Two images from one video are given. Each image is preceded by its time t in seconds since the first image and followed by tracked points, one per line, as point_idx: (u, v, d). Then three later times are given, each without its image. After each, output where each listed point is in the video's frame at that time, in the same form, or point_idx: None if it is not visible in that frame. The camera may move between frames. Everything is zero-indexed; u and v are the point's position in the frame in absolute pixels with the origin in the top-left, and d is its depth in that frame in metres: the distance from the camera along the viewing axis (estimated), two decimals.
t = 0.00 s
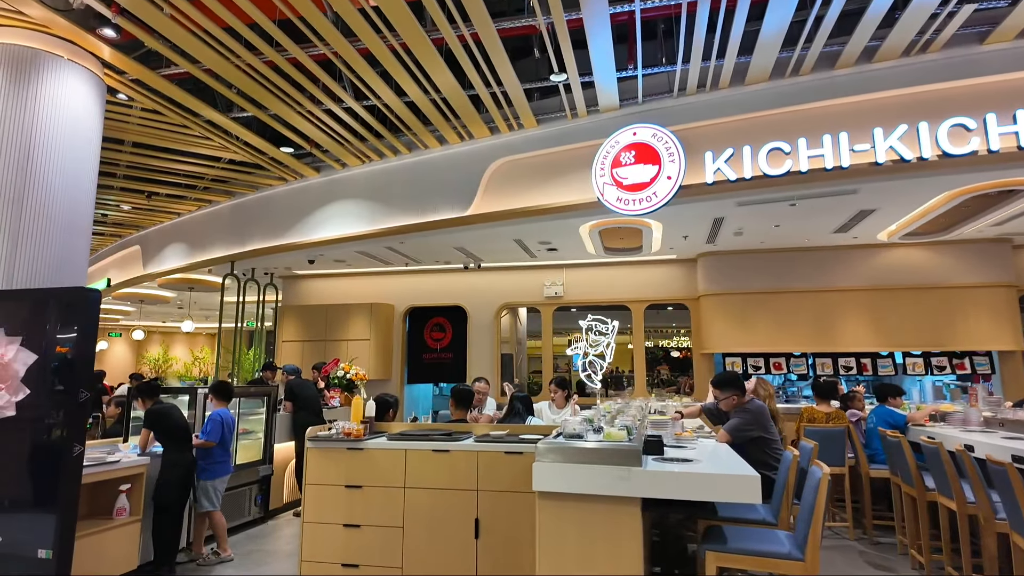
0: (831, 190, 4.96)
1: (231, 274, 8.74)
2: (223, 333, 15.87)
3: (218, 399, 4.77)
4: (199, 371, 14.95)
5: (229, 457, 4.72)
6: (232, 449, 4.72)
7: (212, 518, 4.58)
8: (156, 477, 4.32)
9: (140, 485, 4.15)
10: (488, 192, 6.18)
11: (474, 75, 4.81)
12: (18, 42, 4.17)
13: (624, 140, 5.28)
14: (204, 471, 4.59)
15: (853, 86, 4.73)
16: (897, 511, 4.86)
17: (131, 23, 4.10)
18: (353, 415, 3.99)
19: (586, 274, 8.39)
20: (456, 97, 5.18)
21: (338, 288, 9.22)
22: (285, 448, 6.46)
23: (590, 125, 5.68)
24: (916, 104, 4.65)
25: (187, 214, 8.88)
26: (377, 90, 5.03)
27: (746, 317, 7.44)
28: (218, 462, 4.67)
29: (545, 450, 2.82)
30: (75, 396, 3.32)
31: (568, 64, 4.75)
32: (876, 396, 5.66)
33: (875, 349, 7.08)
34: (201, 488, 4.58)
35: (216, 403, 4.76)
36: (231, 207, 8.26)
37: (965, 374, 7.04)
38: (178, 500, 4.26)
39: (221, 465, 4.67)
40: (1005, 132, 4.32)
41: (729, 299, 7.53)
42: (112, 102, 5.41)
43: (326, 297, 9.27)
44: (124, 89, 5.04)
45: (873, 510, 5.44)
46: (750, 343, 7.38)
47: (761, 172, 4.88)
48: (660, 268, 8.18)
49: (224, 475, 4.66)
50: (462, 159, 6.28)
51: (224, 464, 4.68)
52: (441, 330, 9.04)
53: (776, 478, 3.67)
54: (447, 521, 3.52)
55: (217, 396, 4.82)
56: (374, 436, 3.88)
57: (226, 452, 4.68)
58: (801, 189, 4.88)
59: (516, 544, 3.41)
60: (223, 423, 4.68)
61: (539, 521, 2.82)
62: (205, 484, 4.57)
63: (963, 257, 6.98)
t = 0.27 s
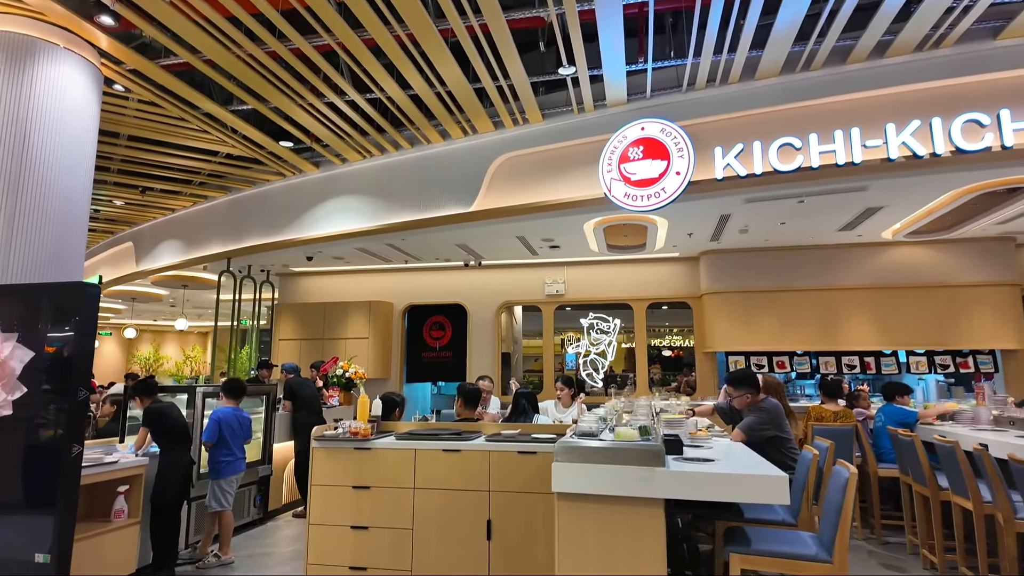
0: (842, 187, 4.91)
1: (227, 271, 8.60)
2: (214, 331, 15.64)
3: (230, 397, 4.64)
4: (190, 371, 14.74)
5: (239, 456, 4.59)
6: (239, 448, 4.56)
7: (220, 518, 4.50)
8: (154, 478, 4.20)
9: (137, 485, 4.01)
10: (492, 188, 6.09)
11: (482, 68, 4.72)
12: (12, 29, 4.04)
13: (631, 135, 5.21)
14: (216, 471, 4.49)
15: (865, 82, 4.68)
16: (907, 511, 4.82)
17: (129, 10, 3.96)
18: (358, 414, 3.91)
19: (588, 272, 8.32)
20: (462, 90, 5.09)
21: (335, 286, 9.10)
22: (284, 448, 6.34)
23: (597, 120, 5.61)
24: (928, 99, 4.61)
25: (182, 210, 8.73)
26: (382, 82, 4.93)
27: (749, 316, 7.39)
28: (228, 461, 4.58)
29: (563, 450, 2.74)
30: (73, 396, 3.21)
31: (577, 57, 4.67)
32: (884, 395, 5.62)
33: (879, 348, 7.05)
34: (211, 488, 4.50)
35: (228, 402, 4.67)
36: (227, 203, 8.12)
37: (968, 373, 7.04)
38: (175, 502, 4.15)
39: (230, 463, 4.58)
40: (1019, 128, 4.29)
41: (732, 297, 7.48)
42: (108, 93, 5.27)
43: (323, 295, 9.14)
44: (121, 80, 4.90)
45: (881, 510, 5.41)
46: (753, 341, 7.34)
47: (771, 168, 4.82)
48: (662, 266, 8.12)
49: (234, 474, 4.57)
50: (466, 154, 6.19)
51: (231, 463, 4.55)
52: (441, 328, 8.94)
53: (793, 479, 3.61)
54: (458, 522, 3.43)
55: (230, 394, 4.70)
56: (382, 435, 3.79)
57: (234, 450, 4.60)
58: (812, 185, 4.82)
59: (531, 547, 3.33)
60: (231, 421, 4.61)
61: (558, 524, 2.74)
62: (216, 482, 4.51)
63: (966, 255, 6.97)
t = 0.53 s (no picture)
0: (854, 181, 4.82)
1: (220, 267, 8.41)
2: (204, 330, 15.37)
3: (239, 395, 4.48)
4: (179, 369, 14.48)
5: (244, 457, 4.44)
6: (243, 448, 4.40)
7: (224, 522, 4.30)
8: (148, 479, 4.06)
9: (129, 488, 3.87)
10: (495, 182, 5.95)
11: (488, 57, 4.59)
12: None
13: (639, 128, 5.10)
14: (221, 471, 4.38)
15: (880, 74, 4.59)
16: (919, 511, 4.73)
17: None
18: (361, 414, 3.80)
19: (589, 269, 8.20)
20: (466, 80, 4.95)
21: (331, 283, 8.93)
22: (280, 448, 6.19)
23: (603, 113, 5.49)
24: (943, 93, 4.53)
25: (173, 205, 8.53)
26: (384, 72, 4.79)
27: (753, 314, 7.31)
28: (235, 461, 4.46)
29: (583, 451, 2.61)
30: (64, 395, 3.04)
31: (587, 47, 4.54)
32: (893, 394, 5.55)
33: (883, 346, 6.99)
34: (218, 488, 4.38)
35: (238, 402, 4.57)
36: (221, 197, 7.93)
37: (972, 372, 6.99)
38: (169, 504, 4.03)
39: (237, 464, 4.45)
40: None
41: (736, 295, 7.39)
42: (99, 82, 5.09)
43: (319, 292, 8.97)
44: (113, 67, 4.73)
45: (890, 510, 5.34)
46: (756, 339, 7.26)
47: (783, 162, 4.72)
48: (664, 264, 8.02)
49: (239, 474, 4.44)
50: (468, 148, 6.05)
51: (236, 464, 4.40)
52: (438, 326, 8.80)
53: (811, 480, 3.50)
54: (469, 527, 3.30)
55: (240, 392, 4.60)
56: (388, 435, 3.65)
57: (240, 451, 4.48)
58: (824, 180, 4.73)
59: (544, 551, 3.21)
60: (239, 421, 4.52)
61: (578, 529, 2.62)
62: (222, 483, 4.39)
63: (971, 253, 6.93)
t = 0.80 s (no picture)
0: (870, 178, 4.75)
1: (218, 264, 8.26)
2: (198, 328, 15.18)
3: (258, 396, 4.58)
4: (172, 369, 14.29)
5: (262, 459, 4.40)
6: (260, 451, 4.35)
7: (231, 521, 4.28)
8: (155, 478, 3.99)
9: (132, 489, 3.75)
10: (502, 178, 5.85)
11: (500, 48, 4.49)
12: None
13: (652, 123, 5.01)
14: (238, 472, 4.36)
15: (897, 69, 4.53)
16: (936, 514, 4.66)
17: None
18: (371, 416, 3.70)
19: (593, 267, 8.12)
20: (476, 73, 4.85)
21: (331, 281, 8.81)
22: (282, 449, 6.06)
23: (614, 108, 5.40)
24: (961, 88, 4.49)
25: (171, 201, 8.38)
26: (393, 65, 4.68)
27: (760, 313, 7.25)
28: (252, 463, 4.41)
29: (611, 453, 2.52)
30: (66, 394, 2.91)
31: (601, 39, 4.45)
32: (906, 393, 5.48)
33: (891, 345, 6.94)
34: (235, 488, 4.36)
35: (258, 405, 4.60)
36: (219, 193, 7.79)
37: (981, 371, 6.95)
38: (179, 504, 3.97)
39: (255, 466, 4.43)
40: None
41: (743, 293, 7.33)
42: (99, 72, 4.95)
43: (319, 291, 8.84)
44: (114, 57, 4.59)
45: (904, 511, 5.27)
46: (764, 338, 7.19)
47: (800, 157, 4.64)
48: (670, 262, 7.95)
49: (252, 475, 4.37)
50: (475, 143, 5.94)
51: (252, 466, 4.37)
52: (440, 325, 8.68)
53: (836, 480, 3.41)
54: (486, 530, 3.20)
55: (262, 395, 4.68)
56: (401, 436, 3.54)
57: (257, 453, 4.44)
58: (840, 176, 4.66)
59: (565, 555, 3.11)
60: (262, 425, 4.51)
61: (608, 534, 2.52)
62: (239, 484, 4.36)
63: (979, 252, 6.89)
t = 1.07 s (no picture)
0: (874, 177, 4.75)
1: (207, 262, 8.08)
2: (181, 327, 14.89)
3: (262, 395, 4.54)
4: (155, 368, 13.98)
5: (262, 457, 4.40)
6: (261, 449, 4.36)
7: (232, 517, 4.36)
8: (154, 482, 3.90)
9: (124, 495, 3.63)
10: (502, 175, 5.77)
11: (505, 43, 4.41)
12: None
13: (656, 121, 4.96)
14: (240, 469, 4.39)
15: (902, 69, 4.53)
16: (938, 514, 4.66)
17: None
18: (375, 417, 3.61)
19: (590, 267, 8.07)
20: (479, 68, 4.77)
21: (323, 279, 8.67)
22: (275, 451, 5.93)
23: (617, 106, 5.35)
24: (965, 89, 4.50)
25: (158, 197, 8.19)
26: (395, 59, 4.59)
27: (757, 313, 7.25)
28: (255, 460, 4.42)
29: (631, 456, 2.43)
30: (60, 395, 2.79)
31: (607, 35, 4.39)
32: (905, 393, 5.48)
33: (887, 346, 6.98)
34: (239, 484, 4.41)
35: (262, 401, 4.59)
36: (210, 189, 7.62)
37: (974, 371, 7.01)
38: (182, 506, 3.88)
39: (257, 463, 4.45)
40: None
41: (740, 293, 7.32)
42: (89, 62, 4.79)
43: (311, 289, 8.70)
44: (105, 48, 4.44)
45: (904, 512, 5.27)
46: (761, 339, 7.19)
47: (805, 156, 4.62)
48: (666, 262, 7.93)
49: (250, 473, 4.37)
50: (474, 140, 5.86)
51: (253, 464, 4.39)
52: (434, 325, 8.58)
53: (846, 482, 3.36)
54: (496, 535, 3.12)
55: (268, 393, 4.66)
56: (406, 438, 3.45)
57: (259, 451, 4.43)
58: (845, 175, 4.65)
59: (577, 559, 3.05)
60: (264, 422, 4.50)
61: (628, 540, 2.45)
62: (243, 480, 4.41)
63: (973, 253, 6.95)
